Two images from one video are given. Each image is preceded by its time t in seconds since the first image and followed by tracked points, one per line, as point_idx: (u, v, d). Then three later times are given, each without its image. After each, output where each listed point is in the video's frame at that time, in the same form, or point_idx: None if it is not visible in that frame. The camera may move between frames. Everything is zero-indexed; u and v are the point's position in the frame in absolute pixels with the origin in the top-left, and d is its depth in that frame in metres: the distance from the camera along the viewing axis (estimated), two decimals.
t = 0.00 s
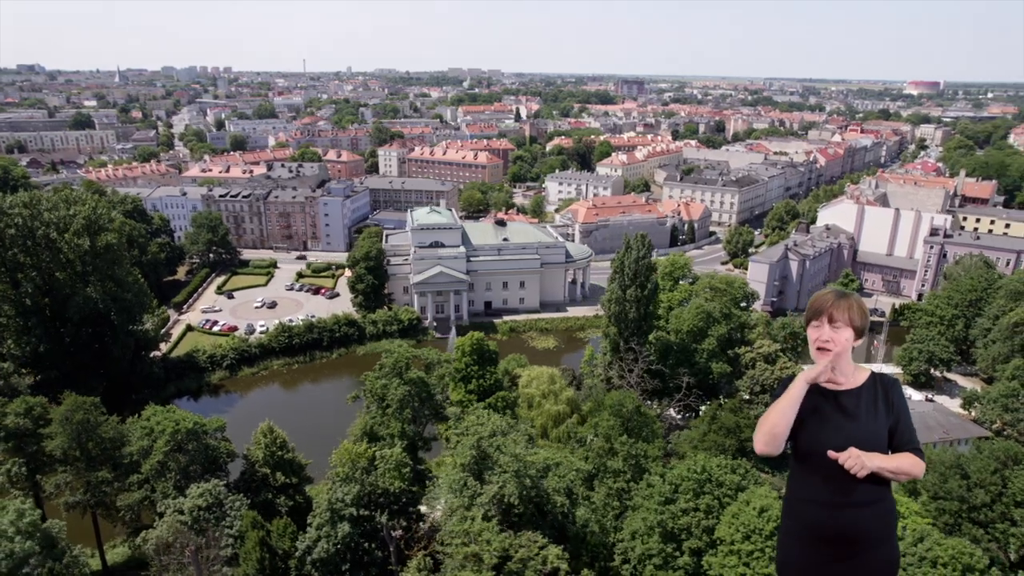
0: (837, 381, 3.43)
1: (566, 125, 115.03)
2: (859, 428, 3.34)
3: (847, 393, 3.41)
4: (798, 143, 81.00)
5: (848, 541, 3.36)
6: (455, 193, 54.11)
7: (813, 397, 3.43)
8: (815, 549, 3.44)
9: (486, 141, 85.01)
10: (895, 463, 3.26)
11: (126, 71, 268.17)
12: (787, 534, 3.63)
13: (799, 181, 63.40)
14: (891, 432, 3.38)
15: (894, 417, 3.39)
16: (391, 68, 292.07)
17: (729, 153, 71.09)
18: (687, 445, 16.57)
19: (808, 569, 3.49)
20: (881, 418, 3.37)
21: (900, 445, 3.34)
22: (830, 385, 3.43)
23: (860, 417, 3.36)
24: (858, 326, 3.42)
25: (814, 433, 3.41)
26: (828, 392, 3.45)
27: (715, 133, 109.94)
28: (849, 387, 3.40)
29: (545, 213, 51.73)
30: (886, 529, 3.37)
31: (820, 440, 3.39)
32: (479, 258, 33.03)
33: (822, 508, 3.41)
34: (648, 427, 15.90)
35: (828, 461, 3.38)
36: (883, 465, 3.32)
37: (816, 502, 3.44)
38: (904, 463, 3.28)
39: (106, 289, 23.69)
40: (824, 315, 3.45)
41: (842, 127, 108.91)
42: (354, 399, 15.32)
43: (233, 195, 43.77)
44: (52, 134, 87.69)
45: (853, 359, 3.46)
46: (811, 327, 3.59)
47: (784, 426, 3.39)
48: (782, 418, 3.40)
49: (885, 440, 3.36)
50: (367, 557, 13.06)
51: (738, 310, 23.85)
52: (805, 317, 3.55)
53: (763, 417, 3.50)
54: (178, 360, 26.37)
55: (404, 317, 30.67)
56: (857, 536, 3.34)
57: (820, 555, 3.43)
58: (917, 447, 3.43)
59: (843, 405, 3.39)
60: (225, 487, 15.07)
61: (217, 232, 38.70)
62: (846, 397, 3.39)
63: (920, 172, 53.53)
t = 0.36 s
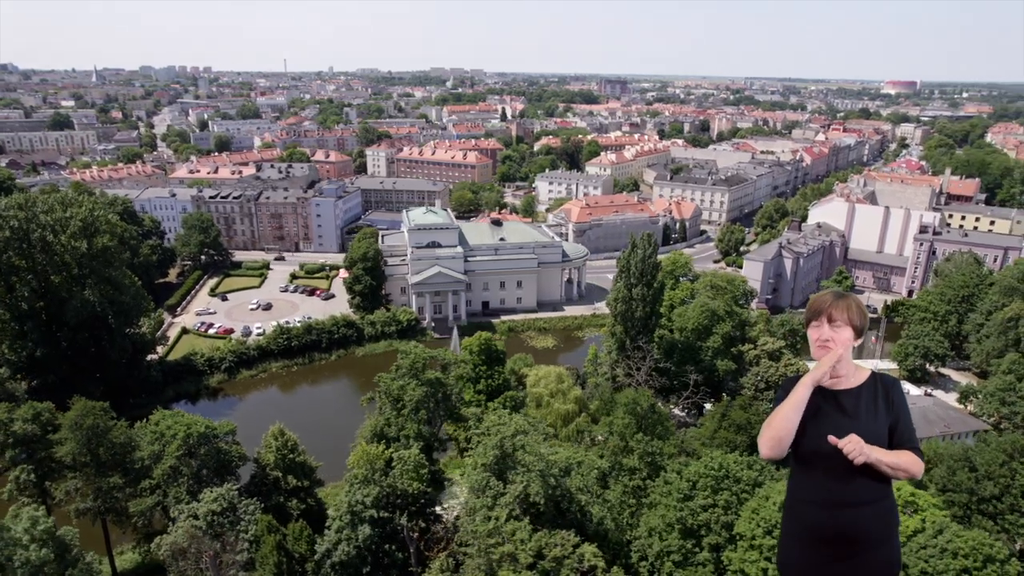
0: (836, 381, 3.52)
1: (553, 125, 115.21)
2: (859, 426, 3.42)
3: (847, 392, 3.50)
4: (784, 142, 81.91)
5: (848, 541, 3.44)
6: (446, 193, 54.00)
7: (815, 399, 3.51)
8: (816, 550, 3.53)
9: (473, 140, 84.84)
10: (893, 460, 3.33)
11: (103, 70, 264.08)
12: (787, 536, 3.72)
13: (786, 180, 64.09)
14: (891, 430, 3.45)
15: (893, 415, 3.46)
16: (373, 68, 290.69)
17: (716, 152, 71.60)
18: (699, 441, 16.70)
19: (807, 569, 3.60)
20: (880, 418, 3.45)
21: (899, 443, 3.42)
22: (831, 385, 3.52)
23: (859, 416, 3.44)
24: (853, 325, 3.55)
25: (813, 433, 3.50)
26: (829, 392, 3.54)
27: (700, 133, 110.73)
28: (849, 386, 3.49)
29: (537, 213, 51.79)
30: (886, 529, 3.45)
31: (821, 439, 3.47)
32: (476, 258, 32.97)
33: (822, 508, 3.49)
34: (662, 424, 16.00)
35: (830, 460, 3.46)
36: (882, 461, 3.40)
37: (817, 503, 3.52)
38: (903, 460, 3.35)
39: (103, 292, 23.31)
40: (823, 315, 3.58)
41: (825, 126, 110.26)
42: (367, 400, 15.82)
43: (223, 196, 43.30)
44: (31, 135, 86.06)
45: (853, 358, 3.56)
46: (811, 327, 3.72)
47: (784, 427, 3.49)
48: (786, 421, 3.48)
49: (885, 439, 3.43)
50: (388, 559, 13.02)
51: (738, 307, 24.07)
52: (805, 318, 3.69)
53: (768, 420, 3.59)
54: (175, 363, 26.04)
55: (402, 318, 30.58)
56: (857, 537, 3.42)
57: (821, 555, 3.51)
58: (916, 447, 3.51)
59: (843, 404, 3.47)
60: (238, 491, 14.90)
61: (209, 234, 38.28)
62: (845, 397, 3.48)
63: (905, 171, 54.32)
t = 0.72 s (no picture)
0: (836, 381, 3.36)
1: (539, 124, 115.41)
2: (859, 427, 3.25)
3: (848, 393, 3.31)
4: (769, 141, 82.77)
5: (849, 540, 3.29)
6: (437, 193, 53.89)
7: (814, 401, 3.36)
8: (815, 549, 3.38)
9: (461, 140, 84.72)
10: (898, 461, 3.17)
11: (78, 70, 259.68)
12: (787, 534, 3.55)
13: (773, 179, 64.74)
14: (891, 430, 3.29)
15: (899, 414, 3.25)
16: (354, 67, 288.23)
17: (703, 151, 72.16)
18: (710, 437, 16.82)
19: (806, 569, 3.44)
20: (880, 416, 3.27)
21: (902, 444, 3.23)
22: (830, 385, 3.36)
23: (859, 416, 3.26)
24: (854, 319, 3.35)
25: (809, 430, 3.34)
26: (828, 393, 3.37)
27: (685, 132, 111.53)
28: (850, 386, 3.31)
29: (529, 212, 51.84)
30: (885, 529, 3.30)
31: (818, 440, 3.32)
32: (473, 258, 32.93)
33: (821, 507, 3.33)
34: (675, 421, 16.07)
35: (829, 460, 3.30)
36: (881, 463, 3.24)
37: (816, 503, 3.35)
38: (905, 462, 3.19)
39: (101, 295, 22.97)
40: (824, 311, 3.41)
41: (807, 125, 111.55)
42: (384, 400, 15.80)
43: (213, 197, 42.82)
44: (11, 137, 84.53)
45: (855, 356, 3.38)
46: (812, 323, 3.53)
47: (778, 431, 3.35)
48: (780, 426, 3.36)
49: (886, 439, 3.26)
50: (409, 561, 12.94)
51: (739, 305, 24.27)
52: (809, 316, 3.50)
53: (765, 425, 3.45)
54: (173, 366, 25.71)
55: (401, 319, 30.48)
56: (857, 536, 3.27)
57: (819, 555, 3.37)
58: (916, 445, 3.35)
59: (842, 405, 3.30)
60: (251, 495, 14.76)
61: (201, 236, 37.91)
62: (845, 398, 3.30)
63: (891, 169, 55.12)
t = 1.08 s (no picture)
0: (833, 380, 3.32)
1: (525, 124, 115.51)
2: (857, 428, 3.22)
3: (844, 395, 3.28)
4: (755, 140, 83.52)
5: (848, 540, 3.25)
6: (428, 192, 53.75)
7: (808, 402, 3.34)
8: (815, 549, 3.34)
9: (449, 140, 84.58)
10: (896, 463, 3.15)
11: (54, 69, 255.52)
12: (788, 534, 3.53)
13: (760, 177, 65.33)
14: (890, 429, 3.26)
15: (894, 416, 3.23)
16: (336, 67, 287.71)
17: (691, 151, 72.69)
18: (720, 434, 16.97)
19: (807, 569, 3.41)
20: (880, 415, 3.23)
21: (903, 444, 3.19)
22: (827, 385, 3.33)
23: (859, 415, 3.22)
24: (856, 319, 3.32)
25: (810, 431, 3.31)
26: (827, 392, 3.33)
27: (670, 131, 112.27)
28: (850, 385, 3.28)
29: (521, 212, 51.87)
30: (886, 528, 3.25)
31: (818, 440, 3.29)
32: (470, 258, 32.91)
33: (821, 507, 3.29)
34: (689, 419, 16.15)
35: (830, 460, 3.27)
36: (880, 465, 3.21)
37: (817, 501, 3.32)
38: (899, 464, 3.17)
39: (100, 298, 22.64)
40: (823, 310, 3.39)
41: (791, 125, 112.79)
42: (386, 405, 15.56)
43: (203, 198, 42.32)
44: None
45: (853, 355, 3.34)
46: (811, 323, 3.51)
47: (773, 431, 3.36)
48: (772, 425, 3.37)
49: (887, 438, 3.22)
50: (430, 562, 12.89)
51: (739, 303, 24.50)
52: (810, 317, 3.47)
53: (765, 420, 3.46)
54: (171, 369, 25.39)
55: (400, 319, 30.39)
56: (857, 536, 3.23)
57: (820, 555, 3.32)
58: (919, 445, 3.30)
59: (838, 407, 3.27)
60: (265, 498, 14.63)
61: (193, 237, 37.49)
62: (846, 398, 3.27)
63: (877, 167, 55.94)
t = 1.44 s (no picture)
0: (837, 380, 3.48)
1: (512, 124, 115.45)
2: (860, 429, 3.37)
3: (846, 394, 3.45)
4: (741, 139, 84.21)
5: (847, 540, 3.40)
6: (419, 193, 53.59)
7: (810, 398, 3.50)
8: (815, 549, 3.49)
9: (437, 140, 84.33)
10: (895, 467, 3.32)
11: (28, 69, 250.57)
12: (788, 534, 3.67)
13: (748, 176, 65.90)
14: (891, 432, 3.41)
15: (893, 417, 3.40)
16: (317, 67, 285.48)
17: (679, 150, 73.17)
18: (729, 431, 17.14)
19: (807, 568, 3.54)
20: (882, 418, 3.40)
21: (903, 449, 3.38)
22: (831, 385, 3.49)
23: (863, 418, 3.38)
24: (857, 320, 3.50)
25: (814, 429, 3.47)
26: (832, 392, 3.49)
27: (656, 131, 112.84)
28: (852, 387, 3.44)
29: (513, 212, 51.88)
30: (883, 529, 3.42)
31: (822, 438, 3.44)
32: (468, 258, 32.92)
33: (823, 507, 3.45)
34: (702, 416, 16.26)
35: (831, 459, 3.42)
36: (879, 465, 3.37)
37: (817, 502, 3.47)
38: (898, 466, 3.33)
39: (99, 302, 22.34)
40: (824, 311, 3.55)
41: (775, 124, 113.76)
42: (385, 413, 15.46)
43: (194, 200, 41.87)
44: None
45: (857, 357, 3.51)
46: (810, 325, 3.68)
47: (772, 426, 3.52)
48: (770, 401, 3.47)
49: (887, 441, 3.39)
50: (451, 563, 12.84)
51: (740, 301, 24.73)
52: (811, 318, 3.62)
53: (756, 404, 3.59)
54: (169, 373, 25.11)
55: (399, 320, 30.32)
56: (856, 536, 3.38)
57: (820, 554, 3.47)
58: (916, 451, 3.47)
59: (839, 406, 3.44)
60: (280, 502, 14.53)
61: (185, 239, 37.10)
62: (849, 399, 3.43)
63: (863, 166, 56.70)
